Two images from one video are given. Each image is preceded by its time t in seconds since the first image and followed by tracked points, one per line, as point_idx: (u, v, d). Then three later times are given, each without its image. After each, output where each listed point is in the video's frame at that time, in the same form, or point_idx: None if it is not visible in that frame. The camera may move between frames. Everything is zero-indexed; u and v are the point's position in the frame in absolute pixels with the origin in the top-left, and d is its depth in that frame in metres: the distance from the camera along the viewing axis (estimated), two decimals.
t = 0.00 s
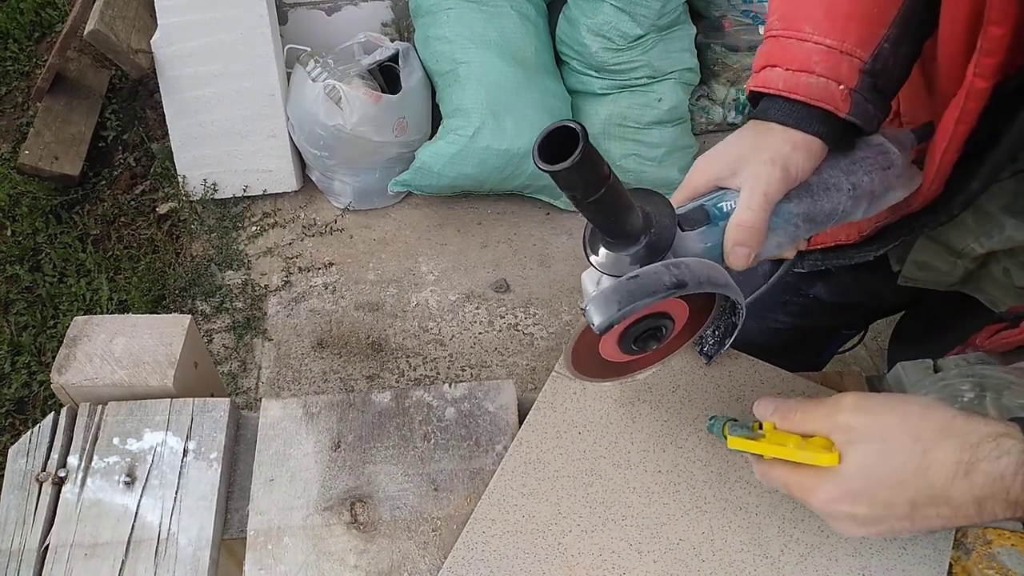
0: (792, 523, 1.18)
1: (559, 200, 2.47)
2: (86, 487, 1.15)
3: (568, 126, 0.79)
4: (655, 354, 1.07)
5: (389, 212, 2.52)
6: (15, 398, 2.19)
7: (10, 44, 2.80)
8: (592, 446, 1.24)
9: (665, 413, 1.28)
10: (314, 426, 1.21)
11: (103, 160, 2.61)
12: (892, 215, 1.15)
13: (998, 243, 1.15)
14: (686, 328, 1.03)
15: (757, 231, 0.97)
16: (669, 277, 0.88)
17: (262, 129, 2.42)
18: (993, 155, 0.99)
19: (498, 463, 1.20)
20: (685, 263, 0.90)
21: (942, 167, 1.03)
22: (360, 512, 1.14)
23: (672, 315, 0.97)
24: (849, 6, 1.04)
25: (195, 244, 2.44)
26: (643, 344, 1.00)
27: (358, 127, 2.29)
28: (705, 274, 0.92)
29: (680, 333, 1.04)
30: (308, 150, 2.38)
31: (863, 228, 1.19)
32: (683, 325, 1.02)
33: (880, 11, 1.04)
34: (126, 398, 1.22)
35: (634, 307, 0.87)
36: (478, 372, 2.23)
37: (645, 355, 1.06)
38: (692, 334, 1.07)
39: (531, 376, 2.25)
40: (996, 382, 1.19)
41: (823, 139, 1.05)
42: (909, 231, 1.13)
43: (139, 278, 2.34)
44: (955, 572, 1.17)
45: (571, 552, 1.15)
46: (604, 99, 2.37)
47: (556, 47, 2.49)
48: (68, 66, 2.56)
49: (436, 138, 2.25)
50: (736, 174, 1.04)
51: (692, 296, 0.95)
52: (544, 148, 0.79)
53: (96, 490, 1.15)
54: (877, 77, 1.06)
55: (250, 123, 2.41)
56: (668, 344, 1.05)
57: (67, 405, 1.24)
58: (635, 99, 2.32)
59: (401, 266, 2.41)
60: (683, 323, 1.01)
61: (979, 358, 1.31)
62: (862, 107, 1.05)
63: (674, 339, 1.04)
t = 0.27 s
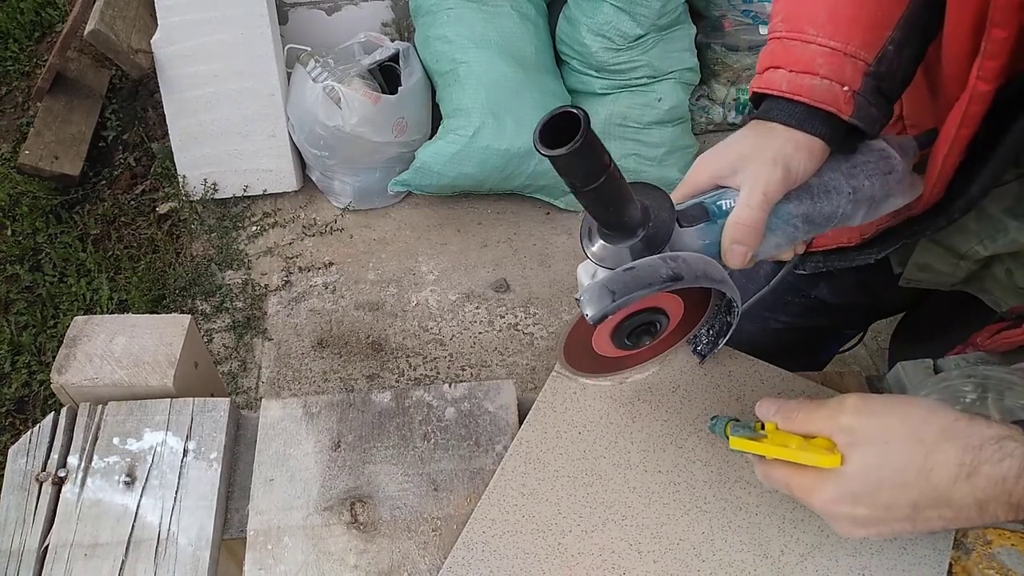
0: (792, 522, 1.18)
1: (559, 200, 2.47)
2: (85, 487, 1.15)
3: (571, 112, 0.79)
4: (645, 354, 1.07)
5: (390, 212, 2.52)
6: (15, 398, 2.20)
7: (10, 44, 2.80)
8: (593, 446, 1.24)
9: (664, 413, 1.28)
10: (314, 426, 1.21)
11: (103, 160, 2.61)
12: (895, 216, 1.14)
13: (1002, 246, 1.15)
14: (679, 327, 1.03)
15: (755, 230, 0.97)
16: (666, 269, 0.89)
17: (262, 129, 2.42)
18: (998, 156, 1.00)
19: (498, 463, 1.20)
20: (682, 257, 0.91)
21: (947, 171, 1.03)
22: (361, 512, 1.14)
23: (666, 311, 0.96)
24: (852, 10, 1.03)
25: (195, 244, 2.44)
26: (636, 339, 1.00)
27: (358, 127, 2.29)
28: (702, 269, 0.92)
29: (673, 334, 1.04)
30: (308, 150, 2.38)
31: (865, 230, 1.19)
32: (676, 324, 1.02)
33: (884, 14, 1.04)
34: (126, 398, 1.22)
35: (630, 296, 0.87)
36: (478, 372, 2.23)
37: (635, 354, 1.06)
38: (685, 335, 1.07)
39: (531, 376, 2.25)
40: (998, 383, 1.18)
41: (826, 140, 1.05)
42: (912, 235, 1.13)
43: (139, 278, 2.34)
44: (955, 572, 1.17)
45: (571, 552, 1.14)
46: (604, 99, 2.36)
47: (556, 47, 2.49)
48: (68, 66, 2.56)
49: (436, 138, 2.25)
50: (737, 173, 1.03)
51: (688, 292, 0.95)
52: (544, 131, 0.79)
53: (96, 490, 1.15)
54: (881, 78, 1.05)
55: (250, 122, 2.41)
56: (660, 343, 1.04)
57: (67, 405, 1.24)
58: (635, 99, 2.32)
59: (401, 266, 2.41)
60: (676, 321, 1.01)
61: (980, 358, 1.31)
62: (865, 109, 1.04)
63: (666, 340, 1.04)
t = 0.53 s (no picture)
0: (792, 522, 1.18)
1: (559, 200, 2.47)
2: (86, 487, 1.15)
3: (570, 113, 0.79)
4: (645, 354, 1.10)
5: (390, 212, 2.52)
6: (15, 398, 2.20)
7: (10, 44, 2.80)
8: (593, 446, 1.24)
9: (664, 413, 1.28)
10: (314, 426, 1.21)
11: (104, 160, 2.61)
12: (898, 223, 1.15)
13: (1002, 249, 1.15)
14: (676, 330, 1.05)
15: (754, 238, 0.98)
16: (663, 273, 0.89)
17: (262, 129, 2.42)
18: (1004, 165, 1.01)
19: (498, 463, 1.20)
20: (678, 261, 0.91)
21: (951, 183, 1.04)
22: (361, 512, 1.14)
23: (664, 315, 0.99)
24: (855, 18, 1.03)
25: (195, 244, 2.44)
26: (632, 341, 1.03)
27: (358, 128, 2.29)
28: (700, 273, 0.93)
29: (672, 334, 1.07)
30: (308, 150, 2.38)
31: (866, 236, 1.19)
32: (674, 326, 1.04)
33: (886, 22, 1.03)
34: (126, 398, 1.22)
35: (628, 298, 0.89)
36: (478, 372, 2.23)
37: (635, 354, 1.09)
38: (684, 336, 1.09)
39: (531, 376, 2.25)
40: (998, 386, 1.19)
41: (828, 151, 1.05)
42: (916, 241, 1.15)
43: (140, 278, 2.34)
44: (955, 572, 1.17)
45: (571, 552, 1.14)
46: (604, 99, 2.36)
47: (556, 47, 2.49)
48: (69, 66, 2.56)
49: (436, 138, 2.25)
50: (737, 179, 1.03)
51: (685, 296, 0.96)
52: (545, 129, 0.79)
53: (96, 490, 1.15)
54: (883, 89, 1.05)
55: (250, 122, 2.41)
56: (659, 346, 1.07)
57: (67, 405, 1.24)
58: (635, 99, 2.32)
59: (401, 266, 2.41)
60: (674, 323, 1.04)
61: (980, 358, 1.31)
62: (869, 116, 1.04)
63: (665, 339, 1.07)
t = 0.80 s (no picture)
0: (792, 522, 1.17)
1: (560, 199, 2.47)
2: (86, 487, 1.15)
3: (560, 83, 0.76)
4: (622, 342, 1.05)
5: (389, 211, 2.52)
6: (15, 397, 2.20)
7: (10, 44, 2.81)
8: (593, 446, 1.24)
9: (664, 413, 1.27)
10: (314, 426, 1.21)
11: (104, 159, 2.61)
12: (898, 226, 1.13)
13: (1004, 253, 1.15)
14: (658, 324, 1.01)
15: (745, 226, 0.94)
16: (648, 250, 0.86)
17: (262, 128, 2.42)
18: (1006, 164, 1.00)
19: (498, 462, 1.20)
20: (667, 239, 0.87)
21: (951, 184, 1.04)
22: (361, 512, 1.14)
23: (649, 298, 0.95)
24: (853, 16, 1.04)
25: (195, 243, 2.44)
26: (617, 325, 0.98)
27: (358, 127, 2.29)
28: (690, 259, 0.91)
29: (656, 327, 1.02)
30: (308, 149, 2.38)
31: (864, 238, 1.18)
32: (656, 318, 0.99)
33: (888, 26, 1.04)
34: (126, 399, 1.22)
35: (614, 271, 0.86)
36: (478, 371, 2.23)
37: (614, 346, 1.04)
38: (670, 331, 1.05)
39: (531, 375, 2.25)
40: (1000, 387, 1.19)
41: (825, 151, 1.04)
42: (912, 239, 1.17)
43: (140, 278, 2.34)
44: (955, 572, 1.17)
45: (570, 552, 1.14)
46: (604, 99, 2.34)
47: (556, 46, 2.48)
48: (69, 66, 2.56)
49: (436, 137, 2.25)
50: (732, 170, 1.01)
51: (669, 279, 0.92)
52: (534, 91, 0.76)
53: (96, 490, 1.15)
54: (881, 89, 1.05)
55: (250, 122, 2.41)
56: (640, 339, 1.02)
57: (67, 405, 1.24)
58: (636, 98, 2.32)
59: (401, 265, 2.41)
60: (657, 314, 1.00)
61: (980, 359, 1.31)
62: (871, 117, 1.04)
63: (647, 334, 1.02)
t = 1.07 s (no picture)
0: (793, 522, 1.17)
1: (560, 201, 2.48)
2: (86, 487, 1.15)
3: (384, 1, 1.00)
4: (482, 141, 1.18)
5: (389, 213, 2.54)
6: (14, 399, 2.25)
7: (11, 45, 2.97)
8: (593, 446, 1.22)
9: (665, 413, 1.27)
10: (314, 426, 1.21)
11: (104, 160, 2.71)
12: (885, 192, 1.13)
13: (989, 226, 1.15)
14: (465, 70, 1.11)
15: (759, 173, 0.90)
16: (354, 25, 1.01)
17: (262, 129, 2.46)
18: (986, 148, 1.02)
19: (498, 463, 1.20)
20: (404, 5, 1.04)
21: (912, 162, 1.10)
22: (361, 512, 1.14)
23: (436, 76, 1.10)
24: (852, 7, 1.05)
25: (195, 244, 2.49)
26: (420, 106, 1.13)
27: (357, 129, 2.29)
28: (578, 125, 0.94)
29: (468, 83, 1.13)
30: (308, 150, 2.41)
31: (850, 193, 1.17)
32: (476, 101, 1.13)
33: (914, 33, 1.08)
34: (126, 399, 1.22)
35: (386, 32, 1.01)
36: (478, 372, 2.23)
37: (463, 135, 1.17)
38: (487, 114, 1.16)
39: (531, 377, 2.24)
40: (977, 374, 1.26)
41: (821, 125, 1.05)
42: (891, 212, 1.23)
43: (140, 279, 2.39)
44: (955, 572, 1.18)
45: (571, 552, 1.12)
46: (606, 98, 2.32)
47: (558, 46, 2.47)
48: (68, 67, 2.66)
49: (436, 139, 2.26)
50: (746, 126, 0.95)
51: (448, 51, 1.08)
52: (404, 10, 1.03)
53: (96, 490, 1.15)
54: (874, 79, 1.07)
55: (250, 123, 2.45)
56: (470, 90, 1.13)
57: (67, 405, 1.25)
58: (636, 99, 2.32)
59: (401, 267, 2.43)
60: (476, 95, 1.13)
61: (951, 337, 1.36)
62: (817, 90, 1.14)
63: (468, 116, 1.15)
